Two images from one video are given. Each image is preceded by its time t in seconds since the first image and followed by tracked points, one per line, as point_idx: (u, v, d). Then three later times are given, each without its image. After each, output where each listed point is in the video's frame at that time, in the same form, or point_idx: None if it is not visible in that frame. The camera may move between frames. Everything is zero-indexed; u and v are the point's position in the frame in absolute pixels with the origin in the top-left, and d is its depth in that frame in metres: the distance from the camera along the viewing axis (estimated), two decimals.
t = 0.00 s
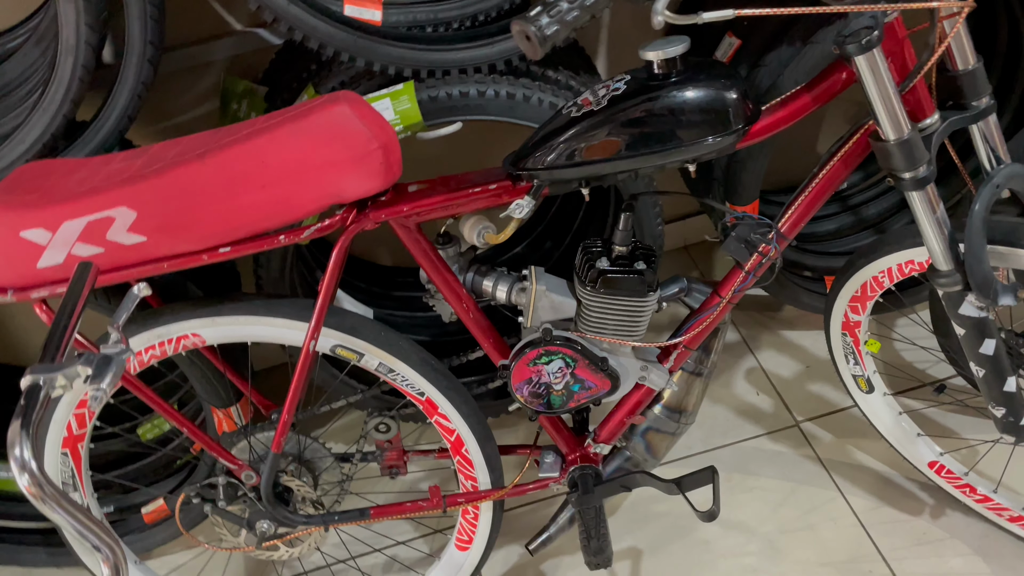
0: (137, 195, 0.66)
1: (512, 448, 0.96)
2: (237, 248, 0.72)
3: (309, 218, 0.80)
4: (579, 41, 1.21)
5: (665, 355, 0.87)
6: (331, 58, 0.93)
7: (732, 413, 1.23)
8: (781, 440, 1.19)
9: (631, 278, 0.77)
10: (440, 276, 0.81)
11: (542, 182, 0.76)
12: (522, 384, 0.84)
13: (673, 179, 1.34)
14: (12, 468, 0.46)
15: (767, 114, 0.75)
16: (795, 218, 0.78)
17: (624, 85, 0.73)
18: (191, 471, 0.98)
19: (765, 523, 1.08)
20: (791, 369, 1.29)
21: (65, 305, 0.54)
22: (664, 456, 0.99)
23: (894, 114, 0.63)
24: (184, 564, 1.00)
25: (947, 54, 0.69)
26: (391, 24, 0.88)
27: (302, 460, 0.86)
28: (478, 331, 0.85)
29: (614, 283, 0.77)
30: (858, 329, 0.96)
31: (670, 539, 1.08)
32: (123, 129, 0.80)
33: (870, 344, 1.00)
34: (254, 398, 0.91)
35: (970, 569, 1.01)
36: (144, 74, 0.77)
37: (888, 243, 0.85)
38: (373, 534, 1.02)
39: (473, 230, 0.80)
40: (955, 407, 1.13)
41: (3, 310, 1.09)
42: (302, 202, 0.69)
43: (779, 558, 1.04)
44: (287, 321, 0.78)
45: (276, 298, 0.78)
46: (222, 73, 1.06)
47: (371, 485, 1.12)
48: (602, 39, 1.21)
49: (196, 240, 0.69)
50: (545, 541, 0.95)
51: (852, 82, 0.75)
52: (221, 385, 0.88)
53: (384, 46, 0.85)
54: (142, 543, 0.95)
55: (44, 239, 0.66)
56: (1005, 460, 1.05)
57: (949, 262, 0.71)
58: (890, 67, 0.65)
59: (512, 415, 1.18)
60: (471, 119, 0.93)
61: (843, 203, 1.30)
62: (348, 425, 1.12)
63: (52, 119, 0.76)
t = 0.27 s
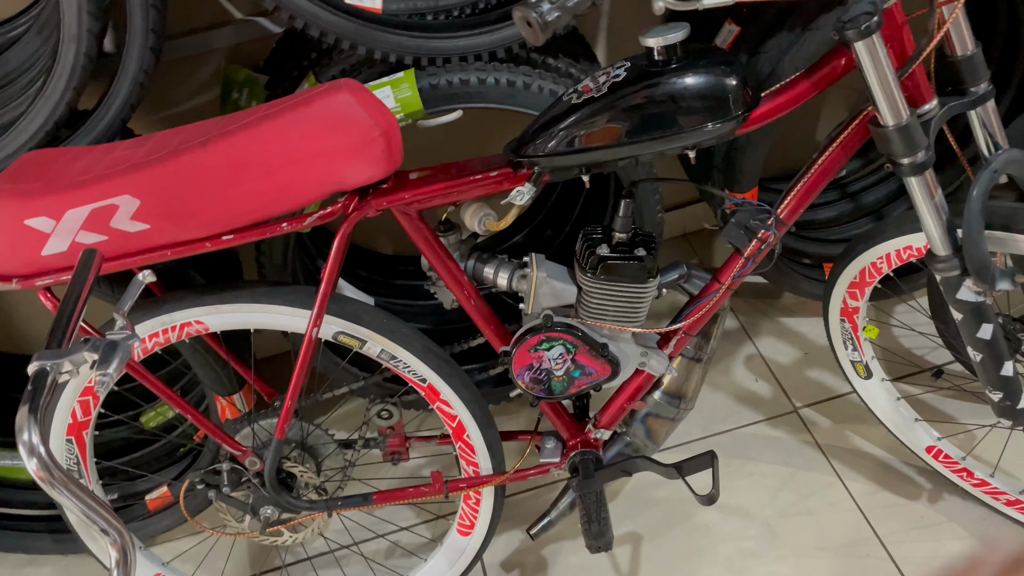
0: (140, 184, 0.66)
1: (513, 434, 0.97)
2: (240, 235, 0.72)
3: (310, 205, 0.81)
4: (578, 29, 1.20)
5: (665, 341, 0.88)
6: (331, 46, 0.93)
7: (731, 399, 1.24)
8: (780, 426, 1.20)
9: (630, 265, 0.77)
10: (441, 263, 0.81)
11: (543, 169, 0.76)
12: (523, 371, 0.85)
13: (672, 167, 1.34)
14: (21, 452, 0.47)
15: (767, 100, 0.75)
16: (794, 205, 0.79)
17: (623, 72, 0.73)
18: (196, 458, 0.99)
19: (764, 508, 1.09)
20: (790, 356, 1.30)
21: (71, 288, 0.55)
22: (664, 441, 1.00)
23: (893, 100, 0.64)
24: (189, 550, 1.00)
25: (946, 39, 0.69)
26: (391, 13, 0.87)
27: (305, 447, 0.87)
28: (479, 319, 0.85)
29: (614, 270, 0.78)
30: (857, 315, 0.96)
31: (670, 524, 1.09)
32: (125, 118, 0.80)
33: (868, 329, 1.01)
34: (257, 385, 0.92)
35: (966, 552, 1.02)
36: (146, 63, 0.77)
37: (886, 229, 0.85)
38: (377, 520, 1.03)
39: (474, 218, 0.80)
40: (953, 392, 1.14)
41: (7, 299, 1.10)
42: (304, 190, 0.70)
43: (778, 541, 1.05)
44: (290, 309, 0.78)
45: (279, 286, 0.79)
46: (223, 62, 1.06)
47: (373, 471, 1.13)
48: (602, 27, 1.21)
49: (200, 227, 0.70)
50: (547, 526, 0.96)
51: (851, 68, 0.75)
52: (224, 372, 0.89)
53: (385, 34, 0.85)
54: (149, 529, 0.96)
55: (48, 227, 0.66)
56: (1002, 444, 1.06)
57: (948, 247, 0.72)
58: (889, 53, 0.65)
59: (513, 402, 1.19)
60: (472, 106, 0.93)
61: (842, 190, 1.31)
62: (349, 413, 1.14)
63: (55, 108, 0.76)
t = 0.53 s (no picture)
0: (124, 180, 0.66)
1: (502, 426, 0.97)
2: (225, 231, 0.72)
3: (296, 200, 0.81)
4: (568, 20, 1.20)
5: (653, 333, 0.88)
6: (318, 40, 0.93)
7: (723, 389, 1.25)
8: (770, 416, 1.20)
9: (616, 258, 0.78)
10: (428, 257, 0.81)
11: (528, 161, 0.76)
12: (511, 363, 0.85)
13: (663, 158, 1.34)
14: (4, 449, 0.47)
15: (751, 92, 0.75)
16: (779, 197, 0.79)
17: (607, 65, 0.73)
18: (189, 452, 1.00)
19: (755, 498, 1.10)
20: (781, 346, 1.30)
21: (54, 283, 0.55)
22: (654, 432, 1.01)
23: (876, 91, 0.63)
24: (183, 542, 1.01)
25: (930, 30, 0.69)
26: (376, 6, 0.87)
27: (296, 440, 0.87)
28: (467, 312, 0.85)
29: (599, 263, 0.78)
30: (845, 306, 0.97)
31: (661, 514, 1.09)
32: (111, 113, 0.80)
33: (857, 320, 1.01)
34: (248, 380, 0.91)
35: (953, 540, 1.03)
36: (131, 58, 0.77)
37: (874, 219, 0.85)
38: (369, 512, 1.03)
39: (460, 211, 0.80)
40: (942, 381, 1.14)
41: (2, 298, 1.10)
42: (288, 185, 0.70)
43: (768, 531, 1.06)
44: (277, 303, 0.79)
45: (266, 280, 0.79)
46: (212, 56, 1.06)
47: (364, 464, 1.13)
48: (592, 18, 1.20)
49: (184, 223, 0.70)
50: (536, 517, 0.97)
51: (834, 60, 0.76)
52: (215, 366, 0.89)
53: (370, 28, 0.85)
54: (143, 523, 0.97)
55: (33, 223, 0.66)
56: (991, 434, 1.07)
57: (932, 238, 0.72)
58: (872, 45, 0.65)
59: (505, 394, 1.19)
60: (458, 100, 0.93)
61: (834, 179, 1.30)
62: (338, 407, 1.14)
63: (40, 103, 0.76)
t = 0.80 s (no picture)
0: (103, 172, 0.66)
1: (492, 415, 0.96)
2: (206, 222, 0.72)
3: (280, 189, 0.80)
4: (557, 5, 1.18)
5: (639, 319, 0.88)
6: (301, 28, 0.92)
7: (716, 374, 1.23)
8: (764, 401, 1.19)
9: (600, 245, 0.78)
10: (412, 246, 0.81)
11: (511, 149, 0.75)
12: (497, 351, 0.85)
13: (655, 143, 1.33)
14: None
15: (734, 76, 0.75)
16: (764, 180, 0.79)
17: (588, 49, 0.73)
18: (181, 445, 1.00)
19: (748, 483, 1.09)
20: (775, 332, 1.28)
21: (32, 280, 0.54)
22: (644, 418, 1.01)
23: (858, 74, 0.63)
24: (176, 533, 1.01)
25: (914, 10, 0.68)
26: None
27: (286, 431, 0.86)
28: (454, 301, 0.85)
29: (584, 251, 0.78)
30: (835, 290, 0.96)
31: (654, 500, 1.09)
32: (93, 104, 0.79)
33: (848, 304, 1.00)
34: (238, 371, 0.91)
35: (947, 523, 1.03)
36: (111, 49, 0.76)
37: (861, 202, 0.84)
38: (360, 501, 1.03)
39: (444, 199, 0.80)
40: (934, 364, 1.14)
41: None
42: (269, 175, 0.69)
43: (761, 515, 1.06)
44: (262, 294, 0.78)
45: (250, 271, 0.79)
46: (197, 47, 1.05)
47: (358, 454, 1.13)
48: (581, 3, 1.19)
49: (166, 214, 0.69)
50: (527, 505, 0.97)
51: (816, 42, 0.76)
52: (205, 359, 0.89)
53: (352, 15, 0.84)
54: (135, 515, 0.97)
55: (13, 216, 0.66)
56: (984, 416, 1.06)
57: (918, 220, 0.72)
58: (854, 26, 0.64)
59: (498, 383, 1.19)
60: (442, 87, 0.92)
61: (827, 163, 1.29)
62: (332, 396, 1.12)
63: (21, 96, 0.75)
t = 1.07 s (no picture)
0: (92, 161, 0.65)
1: (490, 402, 0.95)
2: (196, 211, 0.72)
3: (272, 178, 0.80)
4: None
5: (636, 305, 0.87)
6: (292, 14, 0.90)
7: (717, 359, 1.22)
8: (765, 385, 1.18)
9: (595, 230, 0.77)
10: (406, 234, 0.80)
11: (503, 133, 0.74)
12: (493, 338, 0.84)
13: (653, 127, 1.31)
14: None
15: (727, 57, 0.74)
16: (763, 160, 0.78)
17: (580, 31, 0.71)
18: (180, 436, 1.00)
19: (749, 467, 1.09)
20: (776, 315, 1.27)
21: (22, 271, 0.54)
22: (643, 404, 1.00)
23: (855, 53, 0.61)
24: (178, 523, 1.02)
25: None
26: None
27: (284, 420, 0.86)
28: (449, 288, 0.85)
29: (579, 236, 0.77)
30: (836, 273, 0.95)
31: (655, 486, 1.08)
32: (83, 94, 0.78)
33: (849, 287, 0.99)
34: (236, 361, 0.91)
35: (949, 506, 1.02)
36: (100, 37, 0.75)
37: (862, 182, 0.83)
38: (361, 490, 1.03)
39: (437, 186, 0.79)
40: (937, 346, 1.12)
41: None
42: (258, 163, 0.69)
43: (762, 500, 1.05)
44: (256, 283, 0.78)
45: (243, 261, 0.78)
46: (189, 35, 1.04)
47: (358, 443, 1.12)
48: None
49: (157, 204, 0.69)
50: (527, 491, 0.96)
51: (813, 20, 0.74)
52: (201, 350, 0.89)
53: None
54: (136, 504, 0.97)
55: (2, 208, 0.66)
56: (987, 398, 1.05)
57: (916, 201, 0.71)
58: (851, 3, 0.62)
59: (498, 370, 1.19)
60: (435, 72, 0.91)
61: (828, 145, 1.27)
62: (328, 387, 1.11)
63: (9, 87, 0.74)
